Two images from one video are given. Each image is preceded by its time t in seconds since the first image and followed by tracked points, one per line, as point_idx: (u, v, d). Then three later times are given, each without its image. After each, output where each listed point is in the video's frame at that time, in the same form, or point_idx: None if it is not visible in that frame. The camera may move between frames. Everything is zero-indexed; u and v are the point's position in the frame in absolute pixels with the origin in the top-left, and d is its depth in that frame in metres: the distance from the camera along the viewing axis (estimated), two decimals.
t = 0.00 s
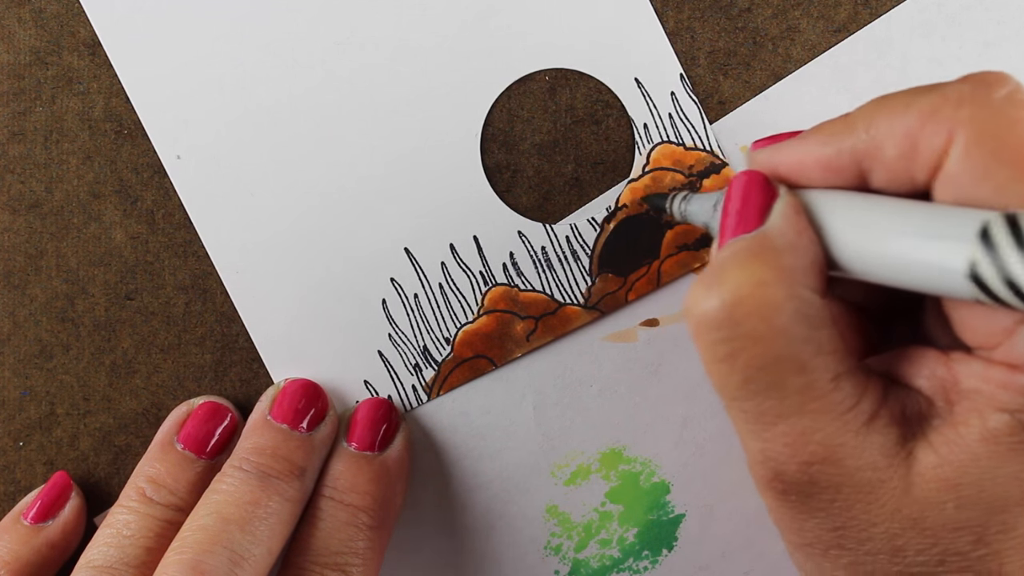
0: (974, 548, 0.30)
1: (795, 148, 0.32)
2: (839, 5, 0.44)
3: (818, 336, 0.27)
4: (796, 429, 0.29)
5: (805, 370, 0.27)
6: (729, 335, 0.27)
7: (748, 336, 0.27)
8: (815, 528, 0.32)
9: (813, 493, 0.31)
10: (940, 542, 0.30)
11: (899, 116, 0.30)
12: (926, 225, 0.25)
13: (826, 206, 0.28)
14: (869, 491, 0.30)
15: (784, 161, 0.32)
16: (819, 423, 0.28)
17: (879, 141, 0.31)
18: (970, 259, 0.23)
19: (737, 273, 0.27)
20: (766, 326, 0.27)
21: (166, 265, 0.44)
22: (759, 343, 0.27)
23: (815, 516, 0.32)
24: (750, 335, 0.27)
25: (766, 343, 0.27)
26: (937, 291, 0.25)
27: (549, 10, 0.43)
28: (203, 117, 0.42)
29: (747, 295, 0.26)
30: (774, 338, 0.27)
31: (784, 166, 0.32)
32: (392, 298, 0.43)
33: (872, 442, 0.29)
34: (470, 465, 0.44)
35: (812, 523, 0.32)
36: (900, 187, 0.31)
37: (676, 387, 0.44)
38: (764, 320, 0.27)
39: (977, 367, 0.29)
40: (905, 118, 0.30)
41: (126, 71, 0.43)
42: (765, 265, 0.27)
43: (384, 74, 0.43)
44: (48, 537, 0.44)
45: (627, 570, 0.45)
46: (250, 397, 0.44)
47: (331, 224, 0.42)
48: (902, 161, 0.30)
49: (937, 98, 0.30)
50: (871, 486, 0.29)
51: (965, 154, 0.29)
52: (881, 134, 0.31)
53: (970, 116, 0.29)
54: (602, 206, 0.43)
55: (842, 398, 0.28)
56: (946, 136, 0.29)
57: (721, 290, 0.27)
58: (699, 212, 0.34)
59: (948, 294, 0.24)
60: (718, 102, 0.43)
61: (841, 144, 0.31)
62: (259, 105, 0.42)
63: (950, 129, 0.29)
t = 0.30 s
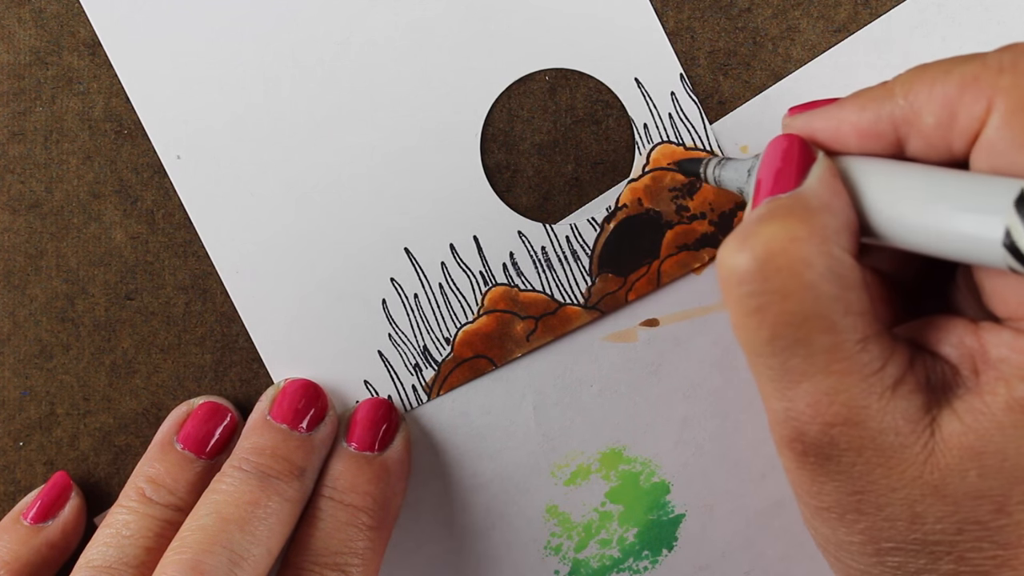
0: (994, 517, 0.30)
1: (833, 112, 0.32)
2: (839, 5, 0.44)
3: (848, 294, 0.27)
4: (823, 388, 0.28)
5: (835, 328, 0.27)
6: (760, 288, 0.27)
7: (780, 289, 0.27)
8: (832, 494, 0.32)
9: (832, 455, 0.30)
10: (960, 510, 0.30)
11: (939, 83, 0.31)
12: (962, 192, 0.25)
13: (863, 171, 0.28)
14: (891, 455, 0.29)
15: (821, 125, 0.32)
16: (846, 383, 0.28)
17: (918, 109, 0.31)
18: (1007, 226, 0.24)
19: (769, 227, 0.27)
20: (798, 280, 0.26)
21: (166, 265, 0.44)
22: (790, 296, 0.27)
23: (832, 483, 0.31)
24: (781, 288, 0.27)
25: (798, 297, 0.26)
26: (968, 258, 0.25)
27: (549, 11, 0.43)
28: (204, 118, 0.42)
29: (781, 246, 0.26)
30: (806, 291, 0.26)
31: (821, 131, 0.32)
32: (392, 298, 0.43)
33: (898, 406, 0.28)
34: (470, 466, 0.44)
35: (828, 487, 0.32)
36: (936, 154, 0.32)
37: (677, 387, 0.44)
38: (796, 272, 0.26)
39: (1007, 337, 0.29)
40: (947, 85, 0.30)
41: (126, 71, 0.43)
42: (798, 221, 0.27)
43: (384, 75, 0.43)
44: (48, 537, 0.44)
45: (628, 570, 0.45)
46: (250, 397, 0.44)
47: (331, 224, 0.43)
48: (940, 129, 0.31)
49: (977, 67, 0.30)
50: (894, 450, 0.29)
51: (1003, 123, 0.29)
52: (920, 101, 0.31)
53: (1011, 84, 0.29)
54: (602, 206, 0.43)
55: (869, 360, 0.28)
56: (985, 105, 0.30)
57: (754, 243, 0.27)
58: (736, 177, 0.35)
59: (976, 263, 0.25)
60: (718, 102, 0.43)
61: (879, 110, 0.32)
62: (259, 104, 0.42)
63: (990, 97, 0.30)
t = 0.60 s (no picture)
0: (984, 530, 0.30)
1: (812, 130, 0.32)
2: (839, 5, 0.44)
3: (831, 311, 0.27)
4: (808, 408, 0.28)
5: (817, 346, 0.27)
6: (742, 309, 0.27)
7: (761, 309, 0.27)
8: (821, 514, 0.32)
9: (820, 475, 0.30)
10: (951, 523, 0.30)
11: (914, 96, 0.30)
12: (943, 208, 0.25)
13: (843, 187, 0.28)
14: (879, 473, 0.29)
15: (800, 144, 0.32)
16: (831, 402, 0.28)
17: (895, 123, 0.31)
18: (988, 243, 0.23)
19: (748, 248, 0.27)
20: (778, 301, 0.27)
21: (166, 265, 0.44)
22: (770, 316, 0.27)
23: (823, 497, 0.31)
24: (762, 309, 0.27)
25: (778, 318, 0.27)
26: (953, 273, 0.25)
27: (549, 11, 0.43)
28: (203, 118, 0.42)
29: (759, 268, 0.27)
30: (786, 312, 0.27)
31: (800, 150, 0.32)
32: (392, 298, 0.43)
33: (884, 424, 0.28)
34: (470, 465, 0.44)
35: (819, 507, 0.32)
36: (915, 169, 0.31)
37: (677, 387, 0.44)
38: (776, 293, 0.27)
39: (991, 349, 0.28)
40: (920, 100, 0.30)
41: (126, 71, 0.43)
42: (778, 240, 0.27)
43: (384, 75, 0.43)
44: (48, 537, 0.44)
45: (628, 570, 0.45)
46: (250, 397, 0.44)
47: (330, 224, 0.42)
48: (917, 144, 0.31)
49: (950, 79, 0.30)
50: (882, 467, 0.29)
51: (980, 135, 0.29)
52: (896, 116, 0.31)
53: (985, 96, 0.29)
54: (602, 206, 0.43)
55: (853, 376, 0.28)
56: (961, 118, 0.29)
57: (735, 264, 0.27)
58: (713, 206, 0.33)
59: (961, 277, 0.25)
60: (718, 102, 0.43)
61: (856, 126, 0.31)
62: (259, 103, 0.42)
63: (965, 111, 0.29)
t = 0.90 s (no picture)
0: (988, 533, 0.30)
1: (821, 140, 0.33)
2: (839, 5, 0.44)
3: (837, 317, 0.27)
4: (810, 413, 0.29)
5: (823, 350, 0.27)
6: (747, 313, 0.27)
7: (767, 313, 0.27)
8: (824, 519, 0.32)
9: (823, 480, 0.30)
10: (954, 527, 0.30)
11: (921, 105, 0.31)
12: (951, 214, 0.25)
13: (851, 194, 0.28)
14: (882, 478, 0.30)
15: (808, 155, 0.33)
16: (834, 407, 0.28)
17: (902, 132, 0.31)
18: (995, 247, 0.23)
19: (756, 253, 0.27)
20: (784, 305, 0.27)
21: (166, 264, 0.44)
22: (776, 319, 0.27)
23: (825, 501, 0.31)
24: (767, 312, 0.27)
25: (784, 321, 0.27)
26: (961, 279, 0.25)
27: (549, 11, 0.43)
28: (203, 118, 0.42)
29: (765, 270, 0.27)
30: (792, 315, 0.27)
31: (808, 160, 0.33)
32: (392, 298, 0.43)
33: (888, 429, 0.28)
34: (470, 465, 0.44)
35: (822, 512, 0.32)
36: (923, 176, 0.32)
37: (677, 387, 0.44)
38: (782, 295, 0.27)
39: (997, 353, 0.29)
40: (928, 107, 0.30)
41: (126, 71, 0.42)
42: (785, 245, 0.27)
43: (384, 75, 0.43)
44: (48, 537, 0.44)
45: (627, 570, 0.45)
46: (250, 397, 0.44)
47: (330, 224, 0.42)
48: (925, 151, 0.31)
49: (956, 86, 0.30)
50: (884, 472, 0.29)
51: (987, 140, 0.29)
52: (903, 124, 0.31)
53: (991, 101, 0.30)
54: (602, 206, 0.43)
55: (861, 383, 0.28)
56: (969, 123, 0.30)
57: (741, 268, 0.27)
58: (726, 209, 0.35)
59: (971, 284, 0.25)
60: (718, 102, 0.43)
61: (864, 135, 0.32)
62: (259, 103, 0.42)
63: (972, 115, 0.30)
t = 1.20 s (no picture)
0: None
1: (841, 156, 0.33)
2: (839, 5, 0.44)
3: (924, 345, 0.27)
4: (878, 424, 0.28)
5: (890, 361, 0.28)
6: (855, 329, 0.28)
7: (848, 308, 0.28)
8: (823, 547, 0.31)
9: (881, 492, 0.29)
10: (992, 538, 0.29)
11: None
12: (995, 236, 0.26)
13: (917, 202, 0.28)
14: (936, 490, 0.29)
15: (888, 152, 0.34)
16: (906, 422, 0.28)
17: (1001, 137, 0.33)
18: None
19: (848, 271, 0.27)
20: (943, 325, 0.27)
21: (166, 264, 0.44)
22: (848, 322, 0.28)
23: (865, 533, 0.30)
24: (844, 312, 0.28)
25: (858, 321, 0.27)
26: None
27: (549, 11, 0.43)
28: (203, 118, 0.42)
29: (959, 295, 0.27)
30: (864, 317, 0.27)
31: (888, 155, 0.34)
32: (392, 298, 0.43)
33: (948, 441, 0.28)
34: (470, 465, 0.44)
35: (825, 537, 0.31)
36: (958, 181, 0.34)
37: (677, 387, 0.44)
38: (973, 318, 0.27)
39: None
40: None
41: (127, 71, 0.43)
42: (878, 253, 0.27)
43: (384, 75, 0.43)
44: (48, 537, 0.44)
45: (627, 570, 0.45)
46: (250, 397, 0.44)
47: (331, 224, 0.42)
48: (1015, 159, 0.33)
49: None
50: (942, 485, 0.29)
51: None
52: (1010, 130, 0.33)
53: None
54: (602, 206, 0.43)
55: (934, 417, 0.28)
56: None
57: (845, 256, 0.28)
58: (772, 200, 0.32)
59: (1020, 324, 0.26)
60: (718, 102, 0.43)
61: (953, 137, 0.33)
62: (261, 101, 0.42)
63: None
